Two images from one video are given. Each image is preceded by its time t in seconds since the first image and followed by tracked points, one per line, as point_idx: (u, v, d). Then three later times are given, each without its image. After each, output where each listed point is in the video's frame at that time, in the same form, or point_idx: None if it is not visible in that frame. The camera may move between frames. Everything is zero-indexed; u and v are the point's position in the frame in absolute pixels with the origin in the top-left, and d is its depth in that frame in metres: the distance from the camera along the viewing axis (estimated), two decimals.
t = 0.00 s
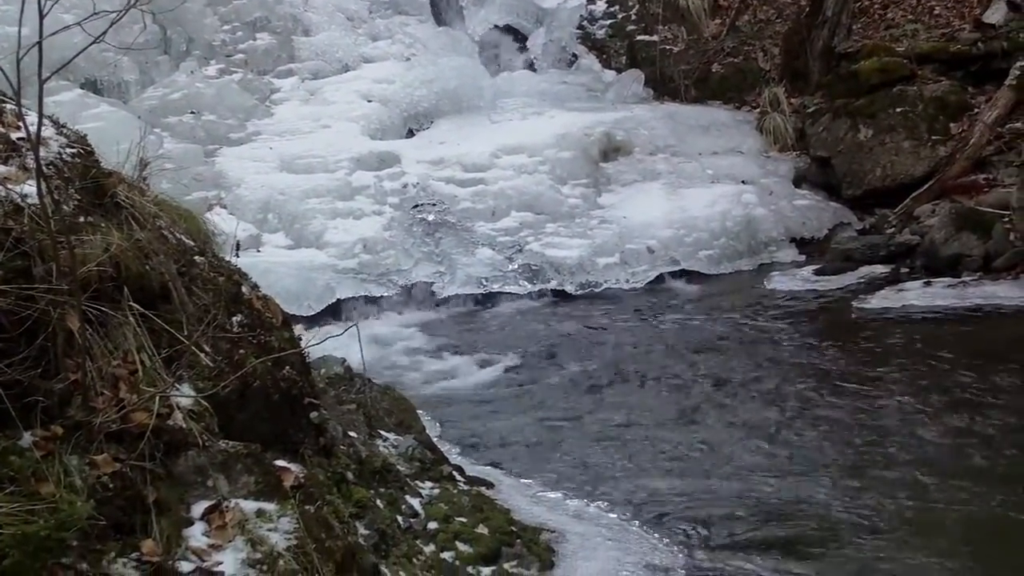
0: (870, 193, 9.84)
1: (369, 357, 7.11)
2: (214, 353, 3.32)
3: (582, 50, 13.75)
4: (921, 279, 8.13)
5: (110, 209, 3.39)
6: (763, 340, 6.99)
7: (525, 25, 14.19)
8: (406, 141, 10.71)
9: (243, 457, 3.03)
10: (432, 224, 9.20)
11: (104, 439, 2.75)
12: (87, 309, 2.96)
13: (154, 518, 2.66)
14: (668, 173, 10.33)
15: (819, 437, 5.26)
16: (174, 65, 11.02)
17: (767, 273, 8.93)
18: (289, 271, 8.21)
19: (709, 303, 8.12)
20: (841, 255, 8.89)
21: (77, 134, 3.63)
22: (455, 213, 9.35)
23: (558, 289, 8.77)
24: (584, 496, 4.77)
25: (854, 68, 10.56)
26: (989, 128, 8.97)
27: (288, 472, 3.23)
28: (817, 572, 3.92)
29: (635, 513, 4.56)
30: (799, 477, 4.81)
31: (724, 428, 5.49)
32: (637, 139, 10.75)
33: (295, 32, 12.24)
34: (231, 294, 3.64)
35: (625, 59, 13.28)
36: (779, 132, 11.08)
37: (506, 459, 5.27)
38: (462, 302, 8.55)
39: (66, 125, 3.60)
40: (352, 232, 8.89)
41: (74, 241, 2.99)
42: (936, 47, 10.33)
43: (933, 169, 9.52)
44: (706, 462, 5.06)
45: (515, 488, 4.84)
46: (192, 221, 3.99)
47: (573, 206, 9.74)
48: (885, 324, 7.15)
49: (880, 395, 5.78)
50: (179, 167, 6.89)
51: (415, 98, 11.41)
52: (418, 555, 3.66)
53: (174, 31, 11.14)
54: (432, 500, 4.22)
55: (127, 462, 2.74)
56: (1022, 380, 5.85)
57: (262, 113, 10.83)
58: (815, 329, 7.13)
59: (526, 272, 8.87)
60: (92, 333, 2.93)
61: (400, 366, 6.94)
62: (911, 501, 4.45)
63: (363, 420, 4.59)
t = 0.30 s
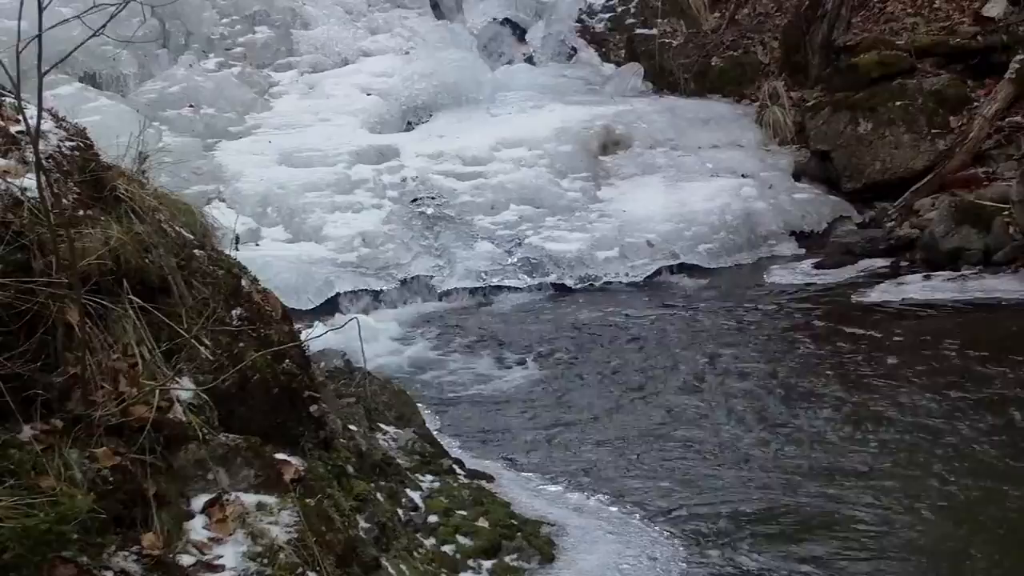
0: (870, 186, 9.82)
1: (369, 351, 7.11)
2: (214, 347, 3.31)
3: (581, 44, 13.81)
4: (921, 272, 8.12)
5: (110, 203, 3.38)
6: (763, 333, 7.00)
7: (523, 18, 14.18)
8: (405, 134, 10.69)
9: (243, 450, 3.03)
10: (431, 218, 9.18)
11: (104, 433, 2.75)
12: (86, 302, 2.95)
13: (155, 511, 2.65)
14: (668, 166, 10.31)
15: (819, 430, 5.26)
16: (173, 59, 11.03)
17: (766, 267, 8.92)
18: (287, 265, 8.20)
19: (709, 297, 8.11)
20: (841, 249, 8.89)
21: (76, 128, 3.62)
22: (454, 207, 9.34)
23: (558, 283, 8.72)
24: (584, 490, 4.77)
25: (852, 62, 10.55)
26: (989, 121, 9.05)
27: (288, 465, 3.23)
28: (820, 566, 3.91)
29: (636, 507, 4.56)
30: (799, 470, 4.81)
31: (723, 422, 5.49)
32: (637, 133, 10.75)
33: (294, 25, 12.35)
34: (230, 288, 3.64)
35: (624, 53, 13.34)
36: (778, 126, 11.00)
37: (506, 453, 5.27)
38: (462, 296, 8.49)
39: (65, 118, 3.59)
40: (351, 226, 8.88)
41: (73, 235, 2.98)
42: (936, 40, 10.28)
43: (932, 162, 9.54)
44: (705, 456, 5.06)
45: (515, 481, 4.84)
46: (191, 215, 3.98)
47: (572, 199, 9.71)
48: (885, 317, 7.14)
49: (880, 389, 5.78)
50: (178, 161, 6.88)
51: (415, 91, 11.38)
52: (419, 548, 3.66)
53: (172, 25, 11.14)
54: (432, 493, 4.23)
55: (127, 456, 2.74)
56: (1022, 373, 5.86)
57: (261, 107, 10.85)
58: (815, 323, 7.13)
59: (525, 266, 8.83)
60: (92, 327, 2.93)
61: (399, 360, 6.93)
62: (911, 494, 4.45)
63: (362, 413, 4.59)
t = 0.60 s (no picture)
0: (870, 177, 9.79)
1: (369, 342, 7.12)
2: (214, 338, 3.31)
3: (580, 35, 13.88)
4: (921, 264, 8.11)
5: (110, 194, 3.38)
6: (762, 324, 6.99)
7: (523, 9, 14.16)
8: (406, 125, 10.67)
9: (243, 441, 3.03)
10: (431, 209, 9.16)
11: (104, 424, 2.75)
12: (86, 294, 2.95)
13: (155, 503, 2.65)
14: (667, 158, 10.30)
15: (819, 421, 5.26)
16: (172, 50, 11.02)
17: (766, 258, 8.91)
18: (287, 256, 8.20)
19: (709, 289, 8.10)
20: (840, 241, 8.88)
21: (76, 119, 3.61)
22: (454, 198, 9.32)
23: (558, 274, 8.70)
24: (584, 481, 4.78)
25: (852, 53, 10.53)
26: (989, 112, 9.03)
27: (288, 457, 3.23)
28: (820, 557, 3.92)
29: (635, 498, 4.57)
30: (798, 461, 4.81)
31: (723, 413, 5.49)
32: (637, 123, 10.74)
33: (293, 15, 12.40)
34: (231, 279, 3.63)
35: (624, 43, 13.39)
36: (778, 116, 10.98)
37: (506, 444, 5.26)
38: (461, 287, 8.48)
39: (65, 109, 3.58)
40: (351, 217, 8.88)
41: (73, 226, 2.98)
42: (936, 32, 10.31)
43: (933, 153, 9.52)
44: (705, 448, 5.06)
45: (515, 473, 4.85)
46: (191, 206, 3.98)
47: (572, 190, 9.69)
48: (885, 309, 7.14)
49: (880, 380, 5.79)
50: (177, 151, 6.86)
51: (415, 82, 11.34)
52: (419, 540, 3.67)
53: (171, 16, 11.12)
54: (432, 484, 4.23)
55: (127, 447, 2.74)
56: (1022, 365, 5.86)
57: (260, 98, 10.83)
58: (815, 314, 7.13)
59: (525, 257, 8.82)
60: (92, 318, 2.92)
61: (399, 351, 6.94)
62: (911, 486, 4.46)
63: (363, 404, 4.59)
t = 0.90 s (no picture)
0: (870, 169, 9.77)
1: (369, 333, 7.12)
2: (213, 328, 3.30)
3: (581, 26, 13.85)
4: (921, 255, 8.10)
5: (109, 184, 3.37)
6: (761, 316, 6.99)
7: (523, 1, 14.12)
8: (406, 116, 10.65)
9: (242, 432, 3.02)
10: (431, 200, 9.15)
11: (103, 415, 2.75)
12: (86, 284, 2.95)
13: (155, 493, 2.65)
14: (668, 149, 10.28)
15: (818, 413, 5.26)
16: (171, 42, 11.00)
17: (766, 249, 8.90)
18: (287, 247, 8.19)
19: (709, 280, 8.09)
20: (840, 232, 8.87)
21: (76, 110, 3.60)
22: (454, 189, 9.31)
23: (557, 266, 8.69)
24: (584, 472, 4.78)
25: (852, 44, 10.50)
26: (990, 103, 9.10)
27: (288, 447, 3.22)
28: (819, 548, 3.93)
29: (635, 489, 4.57)
30: (797, 453, 4.81)
31: (723, 405, 5.49)
32: (637, 115, 10.72)
33: (293, 7, 12.36)
34: (230, 270, 3.63)
35: (624, 35, 13.33)
36: (779, 107, 10.94)
37: (506, 435, 5.27)
38: (461, 279, 8.48)
39: (65, 100, 3.57)
40: (351, 209, 8.87)
41: (73, 216, 2.97)
42: (936, 24, 10.32)
43: (933, 145, 9.50)
44: (704, 439, 5.06)
45: (514, 464, 4.85)
46: (190, 197, 3.97)
47: (572, 181, 9.68)
48: (885, 301, 7.13)
49: (879, 371, 5.79)
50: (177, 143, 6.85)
51: (414, 74, 11.31)
52: (418, 531, 3.67)
53: (171, 7, 11.10)
54: (432, 475, 4.24)
55: (127, 438, 2.74)
56: (1021, 356, 5.87)
57: (260, 89, 10.81)
58: (815, 306, 7.12)
59: (525, 248, 8.81)
60: (91, 309, 2.92)
61: (399, 342, 6.94)
62: (910, 477, 4.46)
63: (362, 396, 4.59)
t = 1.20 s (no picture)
0: (870, 160, 9.76)
1: (368, 324, 7.12)
2: (212, 319, 3.30)
3: (580, 17, 13.78)
4: (921, 246, 8.09)
5: (108, 175, 3.37)
6: (760, 307, 6.99)
7: None
8: (405, 108, 10.64)
9: (241, 423, 3.02)
10: (430, 191, 9.15)
11: (102, 405, 2.75)
12: (85, 275, 2.95)
13: (154, 484, 2.66)
14: (667, 140, 10.27)
15: (817, 404, 5.27)
16: (170, 33, 10.98)
17: (766, 240, 8.89)
18: (287, 238, 8.18)
19: (708, 271, 8.08)
20: (840, 223, 8.86)
21: (75, 100, 3.59)
22: (453, 180, 9.30)
23: (557, 257, 8.69)
24: (583, 463, 4.78)
25: (851, 35, 10.47)
26: (989, 94, 9.09)
27: (287, 438, 3.22)
28: (819, 539, 3.94)
29: (635, 480, 4.57)
30: (796, 444, 4.82)
31: (722, 396, 5.49)
32: (637, 106, 10.70)
33: None
34: (230, 261, 3.62)
35: (623, 26, 13.32)
36: (778, 98, 10.92)
37: (505, 426, 5.27)
38: (461, 270, 8.47)
39: (64, 91, 3.56)
40: (350, 200, 8.87)
41: (72, 207, 2.97)
42: (935, 14, 10.29)
43: (932, 136, 9.49)
44: (703, 430, 5.06)
45: (513, 455, 4.85)
46: (189, 187, 3.96)
47: (572, 172, 9.67)
48: (884, 291, 7.13)
49: (878, 362, 5.79)
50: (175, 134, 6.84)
51: (414, 65, 11.30)
52: (418, 522, 3.67)
53: None
54: (431, 466, 4.24)
55: (126, 428, 2.74)
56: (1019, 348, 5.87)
57: (259, 81, 10.79)
58: (814, 297, 7.11)
59: (524, 240, 8.80)
60: (90, 299, 2.92)
61: (399, 333, 6.95)
62: (908, 468, 4.47)
63: (361, 386, 4.59)
